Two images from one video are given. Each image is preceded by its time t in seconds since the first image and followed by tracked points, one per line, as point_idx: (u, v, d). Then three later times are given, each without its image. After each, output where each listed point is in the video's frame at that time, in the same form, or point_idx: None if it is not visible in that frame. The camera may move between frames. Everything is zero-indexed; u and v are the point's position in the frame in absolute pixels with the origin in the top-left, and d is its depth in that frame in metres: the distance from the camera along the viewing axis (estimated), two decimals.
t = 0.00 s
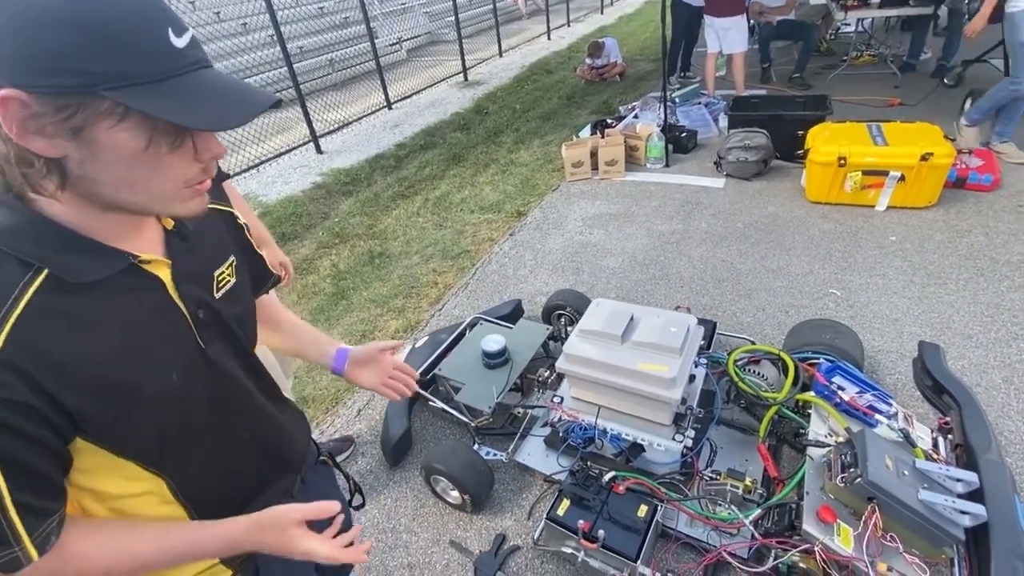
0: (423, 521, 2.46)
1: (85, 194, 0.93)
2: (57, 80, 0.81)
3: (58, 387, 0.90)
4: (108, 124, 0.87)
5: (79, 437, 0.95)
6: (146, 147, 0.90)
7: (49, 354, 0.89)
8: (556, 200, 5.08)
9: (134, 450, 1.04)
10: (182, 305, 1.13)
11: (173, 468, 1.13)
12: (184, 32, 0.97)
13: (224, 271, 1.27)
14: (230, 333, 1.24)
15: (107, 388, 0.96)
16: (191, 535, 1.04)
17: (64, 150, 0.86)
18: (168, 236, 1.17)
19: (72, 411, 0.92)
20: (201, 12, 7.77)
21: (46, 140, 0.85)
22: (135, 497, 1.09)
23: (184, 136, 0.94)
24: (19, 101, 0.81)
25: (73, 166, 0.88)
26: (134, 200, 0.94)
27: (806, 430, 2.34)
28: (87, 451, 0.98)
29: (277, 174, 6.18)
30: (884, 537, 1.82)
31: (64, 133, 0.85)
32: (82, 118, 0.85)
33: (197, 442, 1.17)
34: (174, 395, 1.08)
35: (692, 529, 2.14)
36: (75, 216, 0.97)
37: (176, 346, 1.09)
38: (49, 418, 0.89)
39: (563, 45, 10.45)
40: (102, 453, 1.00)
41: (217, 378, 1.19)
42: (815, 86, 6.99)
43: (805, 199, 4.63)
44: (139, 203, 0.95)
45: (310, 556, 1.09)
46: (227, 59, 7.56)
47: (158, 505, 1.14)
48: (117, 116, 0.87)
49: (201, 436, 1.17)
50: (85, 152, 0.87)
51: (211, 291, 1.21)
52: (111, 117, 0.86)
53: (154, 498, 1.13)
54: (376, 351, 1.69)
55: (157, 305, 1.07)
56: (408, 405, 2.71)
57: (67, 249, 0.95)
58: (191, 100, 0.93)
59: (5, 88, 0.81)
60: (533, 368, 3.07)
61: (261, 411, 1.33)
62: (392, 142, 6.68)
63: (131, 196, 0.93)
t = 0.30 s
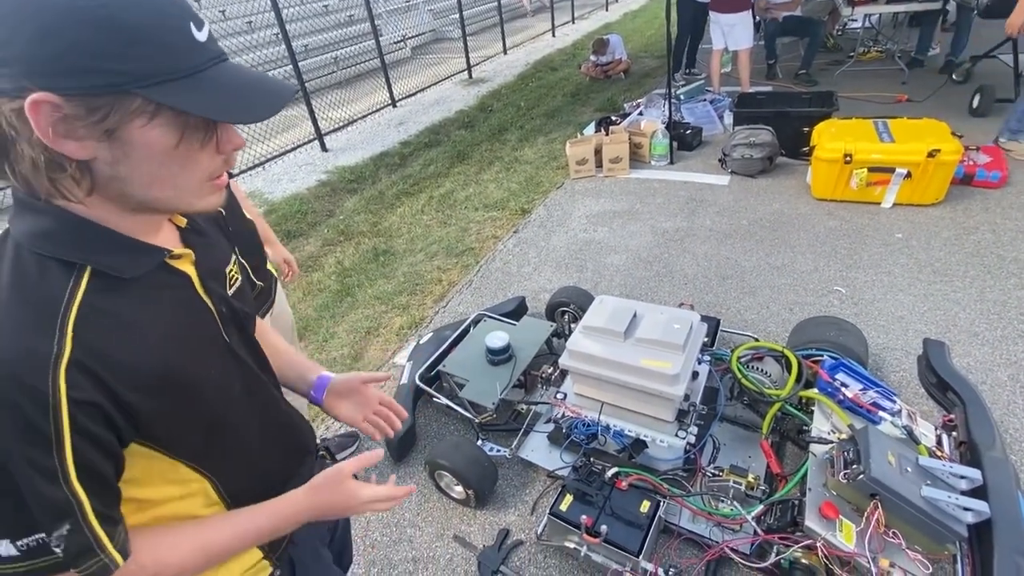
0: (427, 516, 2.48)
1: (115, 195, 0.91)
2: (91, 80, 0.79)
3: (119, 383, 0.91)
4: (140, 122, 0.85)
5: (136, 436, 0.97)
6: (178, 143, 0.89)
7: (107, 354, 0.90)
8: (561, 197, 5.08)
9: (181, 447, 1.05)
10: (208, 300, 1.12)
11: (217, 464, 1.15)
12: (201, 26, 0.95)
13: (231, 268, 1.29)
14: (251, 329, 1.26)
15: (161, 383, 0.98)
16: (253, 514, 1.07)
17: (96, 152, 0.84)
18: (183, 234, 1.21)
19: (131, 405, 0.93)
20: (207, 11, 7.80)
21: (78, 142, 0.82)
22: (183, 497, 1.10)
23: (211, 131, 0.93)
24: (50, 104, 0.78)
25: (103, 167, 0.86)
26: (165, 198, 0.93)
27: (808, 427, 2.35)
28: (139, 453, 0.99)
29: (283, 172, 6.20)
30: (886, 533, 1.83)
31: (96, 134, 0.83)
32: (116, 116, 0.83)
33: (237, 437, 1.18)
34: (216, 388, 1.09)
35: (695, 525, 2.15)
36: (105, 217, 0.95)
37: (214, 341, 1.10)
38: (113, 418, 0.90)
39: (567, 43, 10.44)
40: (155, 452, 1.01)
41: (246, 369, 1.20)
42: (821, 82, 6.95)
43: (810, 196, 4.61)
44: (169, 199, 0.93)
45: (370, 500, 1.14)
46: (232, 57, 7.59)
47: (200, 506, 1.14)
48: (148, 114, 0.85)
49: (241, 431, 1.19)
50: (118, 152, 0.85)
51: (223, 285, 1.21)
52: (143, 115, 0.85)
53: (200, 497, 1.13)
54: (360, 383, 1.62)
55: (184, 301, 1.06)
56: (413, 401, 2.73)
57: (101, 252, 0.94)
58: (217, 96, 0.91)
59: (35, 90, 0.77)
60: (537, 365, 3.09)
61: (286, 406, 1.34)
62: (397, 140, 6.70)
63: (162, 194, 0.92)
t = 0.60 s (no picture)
0: (428, 513, 2.49)
1: (116, 205, 0.88)
2: (95, 76, 0.77)
3: (152, 408, 0.90)
4: (152, 123, 0.83)
5: (172, 465, 0.97)
6: (188, 146, 0.88)
7: (135, 379, 0.88)
8: (562, 195, 5.09)
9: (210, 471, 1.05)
10: (221, 313, 1.12)
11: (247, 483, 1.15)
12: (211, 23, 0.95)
13: (235, 278, 1.28)
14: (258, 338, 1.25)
15: (193, 403, 0.98)
16: (306, 515, 1.06)
17: (98, 155, 0.81)
18: (185, 244, 1.19)
19: (166, 433, 0.92)
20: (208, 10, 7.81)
21: (79, 143, 0.80)
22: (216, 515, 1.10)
23: (217, 132, 0.92)
24: (53, 101, 0.76)
25: (105, 173, 0.83)
26: (170, 206, 0.90)
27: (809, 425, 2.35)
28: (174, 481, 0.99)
29: (284, 170, 6.21)
30: (885, 530, 1.84)
31: (101, 136, 0.81)
32: (123, 122, 0.81)
33: (261, 452, 1.18)
34: (242, 403, 1.09)
35: (695, 522, 2.15)
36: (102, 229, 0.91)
37: (234, 354, 1.10)
38: (148, 444, 0.89)
39: (569, 40, 10.43)
40: (189, 481, 1.02)
41: (263, 382, 1.20)
42: (823, 80, 6.94)
43: (812, 194, 4.61)
44: (177, 208, 0.91)
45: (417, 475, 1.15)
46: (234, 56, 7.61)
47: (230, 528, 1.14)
48: (160, 115, 0.84)
49: (266, 445, 1.19)
50: (124, 156, 0.83)
51: (231, 295, 1.20)
52: (155, 115, 0.83)
53: (237, 515, 1.15)
54: (370, 396, 1.61)
55: (201, 318, 1.05)
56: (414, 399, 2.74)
57: (96, 272, 0.88)
58: (227, 94, 0.90)
59: (38, 86, 0.75)
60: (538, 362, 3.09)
61: (304, 418, 1.34)
62: (398, 138, 6.71)
63: (168, 202, 0.90)
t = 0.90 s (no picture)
0: (427, 512, 2.49)
1: (102, 220, 0.84)
2: (73, 73, 0.74)
3: (161, 453, 0.88)
4: (136, 122, 0.80)
5: (185, 511, 0.95)
6: (178, 147, 0.85)
7: (139, 424, 0.86)
8: (561, 194, 5.08)
9: (225, 511, 1.02)
10: (227, 333, 1.10)
11: (267, 517, 1.13)
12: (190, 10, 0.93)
13: (238, 292, 1.29)
14: (269, 356, 1.23)
15: (203, 441, 0.95)
16: (319, 548, 1.05)
17: (77, 163, 0.77)
18: (179, 261, 1.18)
19: (175, 474, 0.90)
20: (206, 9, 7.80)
21: (57, 152, 0.76)
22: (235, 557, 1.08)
23: (206, 130, 0.89)
24: (24, 103, 0.72)
25: (86, 184, 0.79)
26: (158, 216, 0.87)
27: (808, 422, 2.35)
28: (187, 528, 0.98)
29: (283, 170, 6.21)
30: (884, 527, 1.84)
31: (83, 144, 0.77)
32: (105, 121, 0.77)
33: (280, 482, 1.16)
34: (256, 431, 1.08)
35: (693, 520, 2.15)
36: (89, 250, 0.88)
37: (244, 382, 1.08)
38: (158, 493, 0.86)
39: (568, 39, 10.42)
40: (204, 526, 1.00)
41: (276, 403, 1.17)
42: (822, 77, 6.93)
43: (811, 191, 4.61)
44: (169, 217, 0.88)
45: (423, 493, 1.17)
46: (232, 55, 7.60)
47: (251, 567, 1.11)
48: (145, 112, 0.81)
49: (283, 474, 1.17)
50: (107, 163, 0.79)
51: (235, 313, 1.16)
52: (140, 112, 0.80)
53: (258, 553, 1.12)
54: (383, 390, 1.68)
55: (205, 342, 1.02)
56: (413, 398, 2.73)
57: (86, 306, 0.85)
58: (214, 84, 0.88)
59: (10, 88, 0.72)
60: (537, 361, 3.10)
61: (321, 443, 1.32)
62: (397, 137, 6.70)
63: (157, 212, 0.86)
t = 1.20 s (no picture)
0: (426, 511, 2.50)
1: (103, 249, 0.87)
2: (56, 93, 0.75)
3: (183, 484, 0.90)
4: (127, 144, 0.82)
5: (211, 543, 0.97)
6: (174, 165, 0.87)
7: (156, 458, 0.88)
8: (559, 193, 5.09)
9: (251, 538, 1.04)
10: (234, 356, 1.16)
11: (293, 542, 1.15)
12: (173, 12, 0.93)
13: (235, 313, 1.33)
14: (272, 374, 1.27)
15: (224, 469, 0.99)
16: None
17: (67, 191, 0.79)
18: (177, 283, 1.23)
19: (203, 509, 0.93)
20: (204, 10, 7.78)
21: (45, 182, 0.77)
22: None
23: (200, 142, 0.91)
24: (7, 135, 0.74)
25: (83, 212, 0.82)
26: (159, 241, 0.90)
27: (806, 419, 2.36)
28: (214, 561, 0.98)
29: (281, 170, 6.21)
30: (881, 524, 1.84)
31: (74, 172, 0.78)
32: (91, 147, 0.78)
33: (298, 502, 1.19)
34: (271, 451, 1.12)
35: (692, 518, 2.17)
36: (85, 285, 0.92)
37: (252, 402, 1.12)
38: (183, 527, 0.89)
39: (565, 38, 10.43)
40: (228, 556, 1.00)
41: (284, 424, 1.20)
42: (820, 76, 6.95)
43: (808, 190, 4.62)
44: (172, 241, 0.91)
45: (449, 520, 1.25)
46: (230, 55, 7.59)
47: None
48: (135, 131, 0.82)
49: (302, 494, 1.20)
50: (98, 191, 0.81)
51: (236, 333, 1.22)
52: (130, 133, 0.82)
53: None
54: (392, 412, 1.67)
55: (219, 369, 1.08)
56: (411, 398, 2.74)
57: (90, 344, 0.88)
58: (203, 93, 0.88)
59: None
60: (535, 360, 3.11)
61: (333, 461, 1.36)
62: (394, 137, 6.70)
63: (156, 238, 0.89)
